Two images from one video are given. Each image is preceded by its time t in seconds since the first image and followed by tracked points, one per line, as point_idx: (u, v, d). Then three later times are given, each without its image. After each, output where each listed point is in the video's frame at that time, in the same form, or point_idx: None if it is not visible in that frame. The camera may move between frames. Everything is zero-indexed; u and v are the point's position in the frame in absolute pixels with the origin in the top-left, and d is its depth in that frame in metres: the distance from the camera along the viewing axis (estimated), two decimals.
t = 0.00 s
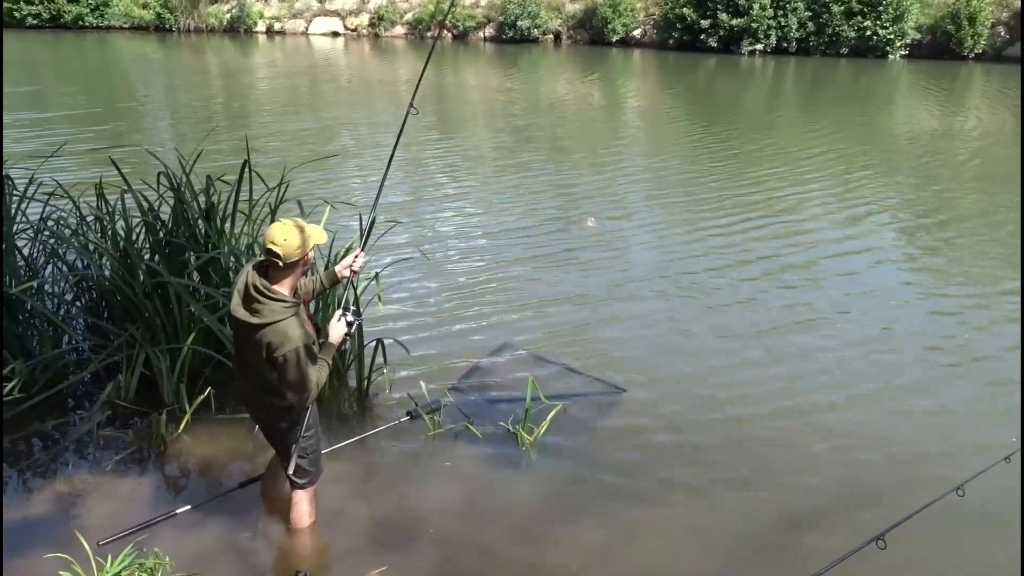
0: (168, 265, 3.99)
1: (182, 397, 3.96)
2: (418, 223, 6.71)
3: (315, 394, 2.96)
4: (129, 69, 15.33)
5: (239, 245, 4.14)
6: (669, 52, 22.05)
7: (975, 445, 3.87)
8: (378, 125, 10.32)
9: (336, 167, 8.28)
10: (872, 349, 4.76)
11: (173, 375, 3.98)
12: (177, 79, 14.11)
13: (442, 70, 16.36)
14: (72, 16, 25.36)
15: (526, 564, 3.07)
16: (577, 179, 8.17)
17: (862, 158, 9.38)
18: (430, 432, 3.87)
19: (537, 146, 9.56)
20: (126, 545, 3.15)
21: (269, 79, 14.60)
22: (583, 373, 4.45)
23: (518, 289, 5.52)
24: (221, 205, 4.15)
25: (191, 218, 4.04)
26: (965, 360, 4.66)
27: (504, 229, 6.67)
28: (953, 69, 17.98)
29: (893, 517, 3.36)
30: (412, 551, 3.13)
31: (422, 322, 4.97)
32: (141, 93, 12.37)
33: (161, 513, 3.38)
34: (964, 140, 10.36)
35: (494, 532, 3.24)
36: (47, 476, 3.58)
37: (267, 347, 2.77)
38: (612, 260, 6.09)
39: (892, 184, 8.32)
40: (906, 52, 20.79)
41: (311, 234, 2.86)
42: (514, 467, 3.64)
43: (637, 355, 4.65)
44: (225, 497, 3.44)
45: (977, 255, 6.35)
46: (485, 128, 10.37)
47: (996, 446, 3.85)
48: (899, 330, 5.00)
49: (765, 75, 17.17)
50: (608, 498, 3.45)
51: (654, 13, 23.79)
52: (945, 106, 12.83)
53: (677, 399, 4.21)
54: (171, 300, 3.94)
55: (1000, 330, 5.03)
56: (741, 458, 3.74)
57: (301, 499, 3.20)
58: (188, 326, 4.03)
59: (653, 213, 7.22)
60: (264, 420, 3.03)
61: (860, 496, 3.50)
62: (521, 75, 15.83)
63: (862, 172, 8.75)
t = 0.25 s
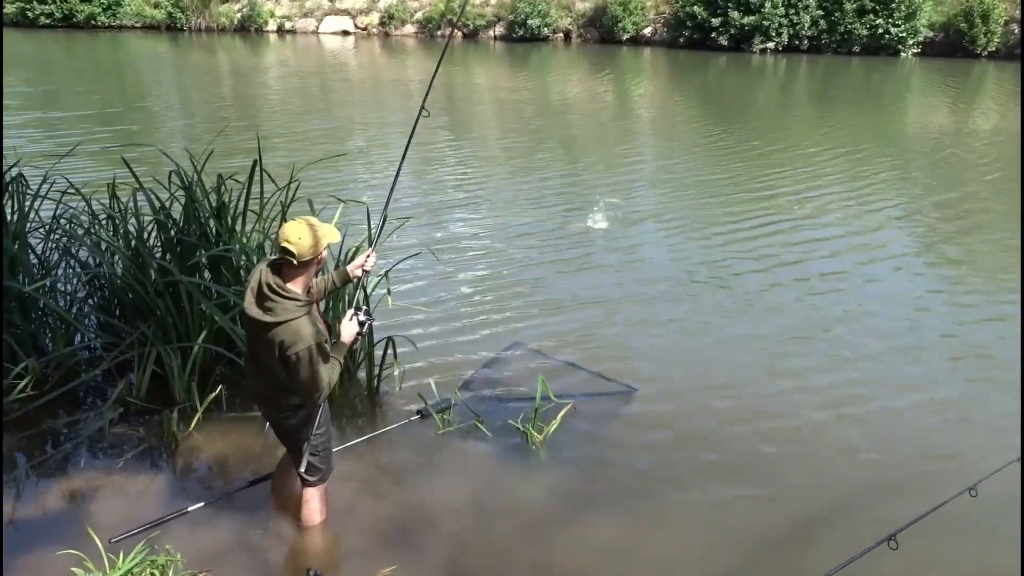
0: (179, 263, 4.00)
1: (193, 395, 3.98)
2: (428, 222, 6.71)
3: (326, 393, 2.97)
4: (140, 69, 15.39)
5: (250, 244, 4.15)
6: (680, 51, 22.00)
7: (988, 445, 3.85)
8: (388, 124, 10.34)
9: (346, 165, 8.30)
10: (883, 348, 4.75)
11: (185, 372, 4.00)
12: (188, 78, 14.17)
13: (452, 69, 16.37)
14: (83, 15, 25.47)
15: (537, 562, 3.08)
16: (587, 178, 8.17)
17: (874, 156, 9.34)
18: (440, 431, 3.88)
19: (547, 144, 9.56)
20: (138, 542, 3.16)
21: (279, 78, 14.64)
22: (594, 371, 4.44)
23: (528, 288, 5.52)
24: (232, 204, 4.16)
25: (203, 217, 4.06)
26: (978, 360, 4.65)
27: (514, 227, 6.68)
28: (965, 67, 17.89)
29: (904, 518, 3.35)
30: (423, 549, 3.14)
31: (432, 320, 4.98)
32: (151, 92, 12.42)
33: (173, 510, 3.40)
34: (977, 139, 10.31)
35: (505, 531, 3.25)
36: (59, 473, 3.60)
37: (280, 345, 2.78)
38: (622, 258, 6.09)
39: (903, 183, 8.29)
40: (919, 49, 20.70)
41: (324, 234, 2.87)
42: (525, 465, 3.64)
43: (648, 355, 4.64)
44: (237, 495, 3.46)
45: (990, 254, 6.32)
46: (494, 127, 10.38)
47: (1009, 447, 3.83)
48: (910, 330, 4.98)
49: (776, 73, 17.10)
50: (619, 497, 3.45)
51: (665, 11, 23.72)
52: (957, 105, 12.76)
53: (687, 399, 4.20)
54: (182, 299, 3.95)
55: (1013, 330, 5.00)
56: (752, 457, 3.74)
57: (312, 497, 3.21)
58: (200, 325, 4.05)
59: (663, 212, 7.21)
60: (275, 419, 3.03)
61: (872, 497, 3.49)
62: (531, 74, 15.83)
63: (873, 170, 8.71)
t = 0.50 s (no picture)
0: (186, 261, 4.01)
1: (199, 393, 3.99)
2: (434, 220, 6.72)
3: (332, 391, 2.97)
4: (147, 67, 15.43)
5: (256, 242, 4.17)
6: (687, 49, 21.95)
7: (994, 446, 3.85)
8: (394, 122, 10.35)
9: (352, 164, 8.31)
10: (891, 348, 4.74)
11: (191, 370, 4.01)
12: (194, 77, 14.20)
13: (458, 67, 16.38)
14: (91, 14, 25.55)
15: (542, 560, 3.08)
16: (593, 177, 8.17)
17: (881, 155, 9.32)
18: (445, 430, 3.88)
19: (552, 143, 9.56)
20: (144, 539, 3.17)
21: (286, 76, 14.66)
22: (599, 370, 4.44)
23: (534, 287, 5.52)
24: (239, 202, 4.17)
25: (209, 215, 4.07)
26: (985, 361, 4.64)
27: (520, 226, 6.68)
28: (973, 66, 17.85)
29: (911, 519, 3.34)
30: (428, 547, 3.15)
31: (437, 319, 4.98)
32: (158, 91, 12.45)
33: (179, 508, 3.41)
34: (984, 138, 10.29)
35: (511, 529, 3.25)
36: (66, 470, 3.62)
37: (288, 341, 2.78)
38: (628, 257, 6.08)
39: (911, 182, 8.27)
40: (926, 48, 20.65)
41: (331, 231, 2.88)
42: (530, 463, 3.65)
43: (653, 354, 4.64)
44: (243, 492, 3.47)
45: (997, 253, 6.30)
46: (500, 125, 10.39)
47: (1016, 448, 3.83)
48: (917, 330, 4.97)
49: (782, 72, 17.07)
50: (625, 496, 3.45)
51: (671, 10, 23.69)
52: (965, 103, 12.73)
53: (693, 398, 4.20)
54: (189, 296, 3.96)
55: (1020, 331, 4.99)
56: (758, 457, 3.74)
57: (317, 495, 3.22)
58: (206, 322, 4.06)
59: (669, 211, 7.20)
60: (281, 416, 3.04)
61: (878, 497, 3.49)
62: (537, 72, 15.83)
63: (880, 169, 8.69)
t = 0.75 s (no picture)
0: (196, 259, 4.02)
1: (208, 391, 4.00)
2: (443, 219, 6.72)
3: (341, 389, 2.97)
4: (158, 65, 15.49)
5: (266, 240, 4.17)
6: (697, 48, 21.92)
7: (1006, 448, 3.83)
8: (403, 121, 10.36)
9: (361, 162, 8.32)
10: (901, 350, 4.72)
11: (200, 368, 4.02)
12: (204, 75, 14.24)
13: (468, 66, 16.38)
14: (102, 12, 25.68)
15: (550, 560, 3.08)
16: (602, 176, 8.16)
17: (891, 155, 9.29)
18: (454, 429, 3.89)
19: (561, 142, 9.56)
20: (153, 536, 3.18)
21: (295, 74, 14.68)
22: (608, 370, 4.44)
23: (543, 286, 5.52)
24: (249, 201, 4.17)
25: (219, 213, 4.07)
26: (996, 363, 4.62)
27: (529, 225, 6.67)
28: (985, 66, 17.78)
29: (919, 521, 3.33)
30: (436, 546, 3.15)
31: (446, 318, 4.98)
32: (168, 89, 12.49)
33: (187, 505, 3.41)
34: (996, 138, 10.24)
35: (519, 529, 3.25)
36: (75, 467, 3.63)
37: (298, 338, 2.78)
38: (637, 257, 6.07)
39: (921, 183, 8.24)
40: (938, 48, 20.58)
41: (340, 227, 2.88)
42: (539, 463, 3.64)
43: (662, 354, 4.63)
44: (251, 490, 3.47)
45: (1009, 255, 6.27)
46: (509, 124, 10.39)
47: None
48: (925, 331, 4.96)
49: (792, 72, 17.03)
50: (633, 496, 3.45)
51: (681, 9, 23.65)
52: (976, 104, 12.69)
53: (702, 398, 4.19)
54: (198, 294, 3.97)
55: None
56: (767, 457, 3.73)
57: (325, 493, 3.23)
58: (215, 320, 4.07)
59: (678, 211, 7.19)
60: (290, 413, 3.04)
61: (888, 498, 3.48)
62: (547, 71, 15.82)
63: (891, 170, 8.66)
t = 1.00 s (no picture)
0: (205, 258, 4.04)
1: (217, 390, 4.00)
2: (450, 219, 6.72)
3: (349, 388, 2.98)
4: (166, 64, 15.51)
5: (274, 239, 4.18)
6: (706, 48, 21.90)
7: (1016, 450, 3.82)
8: (410, 121, 10.36)
9: (368, 162, 8.32)
10: (910, 351, 4.71)
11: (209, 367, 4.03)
12: (212, 75, 14.26)
13: (476, 66, 16.38)
14: (111, 11, 25.77)
15: (558, 560, 3.09)
16: (609, 177, 8.16)
17: (899, 156, 9.27)
18: (462, 429, 3.89)
19: (569, 142, 9.56)
20: (162, 535, 3.19)
21: (303, 74, 14.70)
22: (616, 371, 4.44)
23: (550, 287, 5.52)
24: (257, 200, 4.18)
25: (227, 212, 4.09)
26: (1005, 364, 4.61)
27: (536, 226, 6.67)
28: (995, 66, 17.72)
29: (928, 522, 3.33)
30: (445, 546, 3.15)
31: (454, 319, 4.99)
32: (176, 88, 12.51)
33: (196, 505, 3.42)
34: (1006, 139, 10.21)
35: (527, 529, 3.25)
36: (84, 466, 3.64)
37: (307, 339, 2.79)
38: (644, 258, 6.07)
39: (930, 183, 8.22)
40: (947, 48, 20.53)
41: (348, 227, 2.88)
42: (548, 464, 3.65)
43: (670, 355, 4.63)
44: (261, 489, 3.48)
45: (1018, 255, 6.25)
46: (517, 124, 10.38)
47: None
48: (933, 331, 4.94)
49: (801, 72, 17.00)
50: (640, 496, 3.45)
51: (690, 9, 23.62)
52: (985, 104, 12.64)
53: (710, 398, 4.20)
54: (207, 293, 3.98)
55: None
56: (774, 458, 3.73)
57: (333, 493, 3.23)
58: (223, 319, 4.08)
59: (685, 211, 7.18)
60: (298, 413, 3.05)
61: (899, 499, 3.47)
62: (554, 71, 15.82)
63: (899, 170, 8.64)
